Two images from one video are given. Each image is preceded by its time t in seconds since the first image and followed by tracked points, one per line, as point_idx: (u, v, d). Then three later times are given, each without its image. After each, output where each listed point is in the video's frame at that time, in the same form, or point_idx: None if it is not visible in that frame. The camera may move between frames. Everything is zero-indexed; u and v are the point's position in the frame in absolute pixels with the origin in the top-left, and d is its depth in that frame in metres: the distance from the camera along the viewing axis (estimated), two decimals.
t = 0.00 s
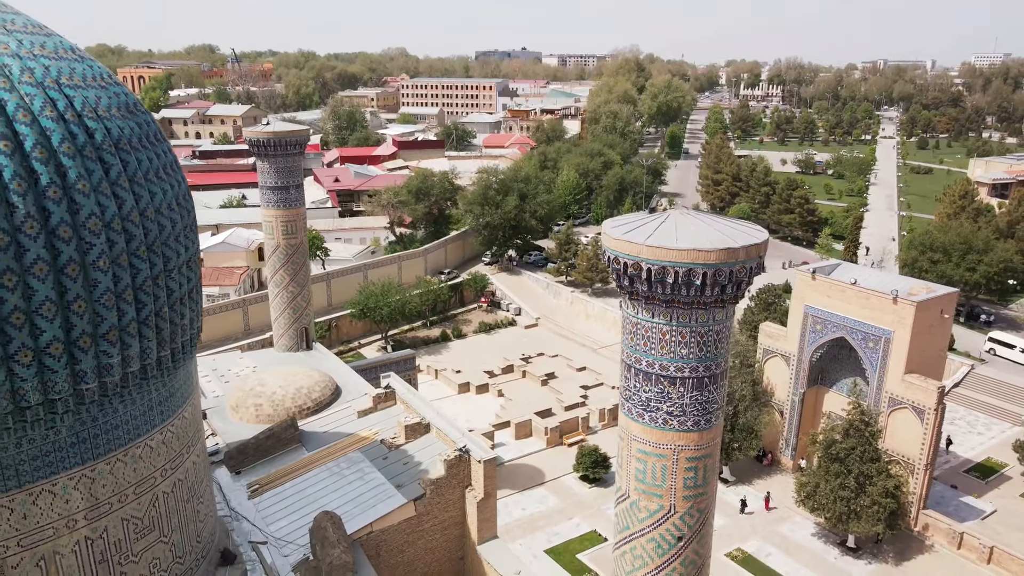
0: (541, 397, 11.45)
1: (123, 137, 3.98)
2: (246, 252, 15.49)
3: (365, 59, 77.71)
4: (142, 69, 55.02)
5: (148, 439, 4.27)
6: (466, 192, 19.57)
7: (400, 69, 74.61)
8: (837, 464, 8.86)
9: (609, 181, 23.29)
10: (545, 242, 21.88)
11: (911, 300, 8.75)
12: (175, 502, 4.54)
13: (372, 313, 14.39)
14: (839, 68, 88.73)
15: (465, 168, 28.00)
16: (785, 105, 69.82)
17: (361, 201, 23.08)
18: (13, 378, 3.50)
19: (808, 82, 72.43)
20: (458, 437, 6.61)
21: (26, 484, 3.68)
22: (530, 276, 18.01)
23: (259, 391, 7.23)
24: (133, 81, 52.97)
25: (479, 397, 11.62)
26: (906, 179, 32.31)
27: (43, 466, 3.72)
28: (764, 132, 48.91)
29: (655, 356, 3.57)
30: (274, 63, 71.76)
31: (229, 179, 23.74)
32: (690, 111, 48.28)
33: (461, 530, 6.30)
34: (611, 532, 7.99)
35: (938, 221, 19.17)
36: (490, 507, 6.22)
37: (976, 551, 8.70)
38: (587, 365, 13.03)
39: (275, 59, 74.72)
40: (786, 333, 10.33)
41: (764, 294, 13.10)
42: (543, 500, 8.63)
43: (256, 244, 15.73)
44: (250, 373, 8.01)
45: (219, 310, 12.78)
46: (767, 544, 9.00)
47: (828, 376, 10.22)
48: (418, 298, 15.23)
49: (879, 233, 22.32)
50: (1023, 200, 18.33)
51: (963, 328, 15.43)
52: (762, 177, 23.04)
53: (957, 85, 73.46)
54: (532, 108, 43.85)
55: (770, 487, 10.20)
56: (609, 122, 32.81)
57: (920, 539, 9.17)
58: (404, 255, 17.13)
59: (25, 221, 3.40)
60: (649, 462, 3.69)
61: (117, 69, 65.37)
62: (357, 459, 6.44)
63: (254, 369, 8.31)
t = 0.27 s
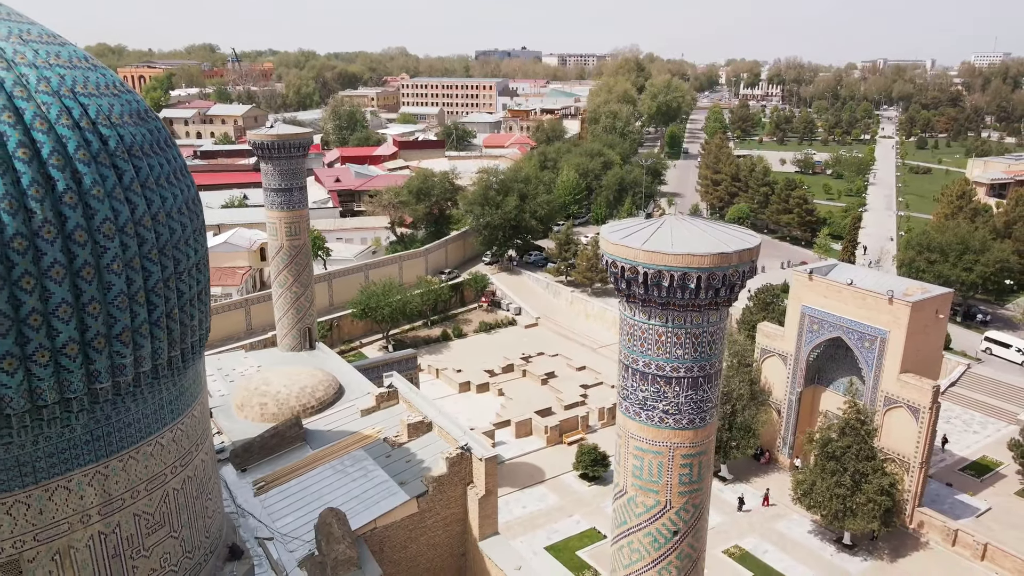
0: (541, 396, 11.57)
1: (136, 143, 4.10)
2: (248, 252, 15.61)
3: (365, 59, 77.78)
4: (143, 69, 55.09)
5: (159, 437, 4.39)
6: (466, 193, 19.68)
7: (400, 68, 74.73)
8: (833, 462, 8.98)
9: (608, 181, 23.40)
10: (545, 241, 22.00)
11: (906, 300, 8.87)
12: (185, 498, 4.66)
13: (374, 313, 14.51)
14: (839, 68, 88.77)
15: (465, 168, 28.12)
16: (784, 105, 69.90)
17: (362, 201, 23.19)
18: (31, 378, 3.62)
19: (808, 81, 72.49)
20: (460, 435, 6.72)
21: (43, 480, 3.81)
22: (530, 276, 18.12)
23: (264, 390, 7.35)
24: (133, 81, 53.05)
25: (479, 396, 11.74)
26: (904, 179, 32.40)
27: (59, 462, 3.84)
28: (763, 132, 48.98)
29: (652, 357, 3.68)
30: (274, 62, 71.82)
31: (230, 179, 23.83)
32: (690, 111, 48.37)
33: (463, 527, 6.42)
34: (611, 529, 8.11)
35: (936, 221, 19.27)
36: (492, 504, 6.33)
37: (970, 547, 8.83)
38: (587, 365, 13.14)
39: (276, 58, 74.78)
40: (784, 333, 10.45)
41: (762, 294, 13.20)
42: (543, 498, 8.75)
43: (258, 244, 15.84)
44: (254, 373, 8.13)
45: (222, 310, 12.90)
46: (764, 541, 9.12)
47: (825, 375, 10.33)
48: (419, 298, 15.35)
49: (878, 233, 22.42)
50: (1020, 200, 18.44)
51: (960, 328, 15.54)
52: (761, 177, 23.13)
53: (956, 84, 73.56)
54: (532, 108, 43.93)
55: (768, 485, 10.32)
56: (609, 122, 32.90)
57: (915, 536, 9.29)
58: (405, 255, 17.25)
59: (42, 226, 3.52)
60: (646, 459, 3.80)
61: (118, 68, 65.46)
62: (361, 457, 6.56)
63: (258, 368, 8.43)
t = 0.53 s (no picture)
0: (541, 395, 11.70)
1: (147, 150, 4.22)
2: (250, 252, 15.72)
3: (365, 58, 77.89)
4: (144, 69, 55.20)
5: (169, 435, 4.52)
6: (467, 193, 19.79)
7: (400, 68, 74.85)
8: (829, 460, 9.10)
9: (608, 181, 23.51)
10: (545, 241, 22.12)
11: (901, 301, 8.99)
12: (194, 494, 4.78)
13: (375, 313, 14.62)
14: (839, 67, 88.90)
15: (466, 168, 28.25)
16: (784, 105, 70.01)
17: (363, 201, 23.31)
18: (48, 378, 3.74)
19: (808, 81, 72.57)
20: (462, 433, 6.85)
21: (59, 476, 3.93)
22: (530, 276, 18.25)
23: (269, 389, 7.47)
24: (134, 80, 53.16)
25: (480, 395, 11.86)
26: (903, 179, 32.51)
27: (73, 459, 3.96)
28: (763, 132, 49.09)
29: (649, 358, 3.81)
30: (274, 62, 72.19)
31: (232, 179, 23.95)
32: (689, 111, 48.48)
33: (464, 523, 6.54)
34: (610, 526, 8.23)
35: (934, 221, 19.38)
36: (493, 501, 6.45)
37: (964, 545, 8.96)
38: (586, 364, 13.25)
39: (276, 58, 74.88)
40: (781, 333, 10.58)
41: (761, 294, 13.32)
42: (543, 496, 8.87)
43: (260, 244, 15.93)
44: (259, 372, 8.24)
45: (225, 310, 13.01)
46: (761, 539, 9.25)
47: (822, 375, 10.46)
48: (420, 298, 15.47)
49: (876, 233, 22.54)
50: (1017, 200, 18.56)
51: (957, 328, 15.66)
52: (760, 177, 23.22)
53: (956, 84, 73.69)
54: (532, 108, 44.03)
55: (765, 483, 10.45)
56: (609, 122, 33.01)
57: (910, 534, 9.41)
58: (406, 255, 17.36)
59: (60, 230, 3.64)
60: (642, 456, 3.93)
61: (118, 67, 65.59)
62: (365, 455, 6.68)
63: (262, 368, 8.54)
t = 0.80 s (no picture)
0: (541, 394, 11.83)
1: (158, 156, 4.35)
2: (252, 252, 15.85)
3: (366, 58, 78.05)
4: (145, 68, 55.35)
5: (179, 432, 4.65)
6: (467, 193, 19.92)
7: (401, 67, 74.98)
8: (825, 458, 9.23)
9: (608, 181, 23.64)
10: (545, 241, 22.25)
11: (896, 301, 9.11)
12: (203, 491, 4.91)
13: (376, 312, 14.74)
14: (839, 67, 89.07)
15: (466, 168, 28.38)
16: (784, 104, 70.15)
17: (364, 201, 23.43)
18: (64, 377, 3.87)
19: (808, 80, 72.65)
20: (463, 431, 6.97)
21: (75, 472, 4.06)
22: (530, 276, 18.38)
23: (273, 389, 7.60)
24: (135, 80, 53.29)
25: (480, 394, 12.00)
26: (902, 179, 32.62)
27: (88, 456, 4.09)
28: (762, 132, 49.21)
29: (644, 358, 3.93)
30: (275, 61, 72.31)
31: (233, 179, 24.07)
32: (689, 111, 48.62)
33: (465, 519, 6.67)
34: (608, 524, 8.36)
35: (931, 221, 19.51)
36: (493, 497, 6.57)
37: (958, 541, 9.08)
38: (586, 364, 13.37)
39: (277, 58, 75.00)
40: (778, 333, 10.71)
41: (759, 293, 13.45)
42: (543, 493, 9.00)
43: (262, 244, 15.95)
44: (262, 371, 8.37)
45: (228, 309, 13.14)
46: (758, 536, 9.37)
47: (818, 374, 10.59)
48: (420, 297, 15.59)
49: (874, 232, 22.67)
50: (1014, 201, 18.70)
51: (953, 327, 15.79)
52: (759, 177, 23.29)
53: (955, 83, 73.87)
54: (532, 107, 44.15)
55: (762, 482, 10.57)
56: (608, 122, 33.14)
57: (905, 531, 9.54)
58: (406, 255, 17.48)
59: (75, 234, 3.76)
60: (639, 453, 4.05)
61: (119, 66, 65.75)
62: (368, 453, 6.81)
63: (266, 367, 8.66)
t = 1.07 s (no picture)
0: (541, 393, 11.96)
1: (169, 161, 4.49)
2: (254, 252, 15.98)
3: (366, 57, 78.19)
4: (146, 68, 55.46)
5: (189, 430, 4.78)
6: (467, 194, 20.06)
7: (401, 67, 75.09)
8: (820, 456, 9.36)
9: (607, 181, 23.77)
10: (545, 241, 22.38)
11: (891, 301, 9.25)
12: (212, 487, 5.05)
13: (377, 312, 14.87)
14: (838, 67, 89.22)
15: (466, 168, 28.49)
16: (783, 104, 70.30)
17: (364, 201, 23.55)
18: (79, 376, 3.99)
19: (808, 80, 72.68)
20: (464, 429, 7.10)
21: (89, 468, 4.19)
22: (530, 275, 18.52)
23: (278, 387, 7.73)
24: (136, 79, 53.43)
25: (481, 393, 12.13)
26: (900, 179, 32.73)
27: (102, 453, 4.22)
28: (762, 131, 49.31)
29: (640, 357, 4.06)
30: (275, 61, 72.39)
31: (235, 179, 24.20)
32: (689, 111, 48.75)
33: (466, 516, 6.80)
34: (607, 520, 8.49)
35: (928, 221, 19.65)
36: (494, 494, 6.70)
37: (952, 538, 9.21)
38: (585, 363, 13.50)
39: (277, 57, 75.08)
40: (775, 332, 10.84)
41: (757, 293, 13.59)
42: (542, 491, 9.13)
43: (264, 244, 16.17)
44: (267, 371, 8.50)
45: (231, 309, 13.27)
46: (755, 533, 9.51)
47: (815, 373, 10.72)
48: (421, 297, 15.73)
49: (872, 232, 22.79)
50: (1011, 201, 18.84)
51: (950, 327, 15.92)
52: (757, 177, 23.55)
53: (954, 83, 74.02)
54: (532, 107, 44.28)
55: (759, 480, 10.70)
56: (608, 122, 33.26)
57: (899, 527, 9.67)
58: (407, 255, 17.61)
59: (91, 238, 3.90)
60: (635, 449, 4.19)
61: (120, 66, 65.84)
62: (371, 450, 6.95)
63: (270, 366, 8.79)
